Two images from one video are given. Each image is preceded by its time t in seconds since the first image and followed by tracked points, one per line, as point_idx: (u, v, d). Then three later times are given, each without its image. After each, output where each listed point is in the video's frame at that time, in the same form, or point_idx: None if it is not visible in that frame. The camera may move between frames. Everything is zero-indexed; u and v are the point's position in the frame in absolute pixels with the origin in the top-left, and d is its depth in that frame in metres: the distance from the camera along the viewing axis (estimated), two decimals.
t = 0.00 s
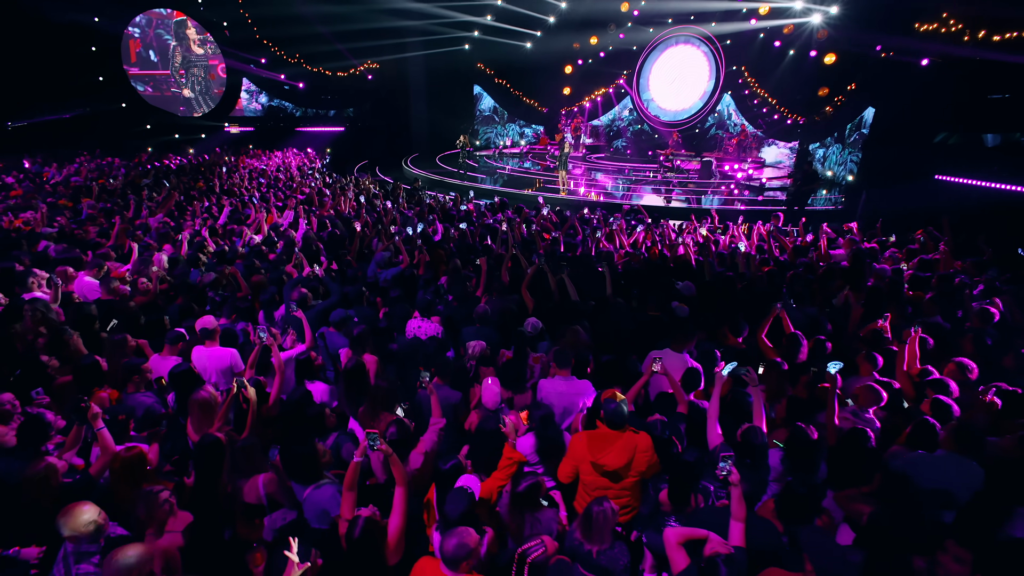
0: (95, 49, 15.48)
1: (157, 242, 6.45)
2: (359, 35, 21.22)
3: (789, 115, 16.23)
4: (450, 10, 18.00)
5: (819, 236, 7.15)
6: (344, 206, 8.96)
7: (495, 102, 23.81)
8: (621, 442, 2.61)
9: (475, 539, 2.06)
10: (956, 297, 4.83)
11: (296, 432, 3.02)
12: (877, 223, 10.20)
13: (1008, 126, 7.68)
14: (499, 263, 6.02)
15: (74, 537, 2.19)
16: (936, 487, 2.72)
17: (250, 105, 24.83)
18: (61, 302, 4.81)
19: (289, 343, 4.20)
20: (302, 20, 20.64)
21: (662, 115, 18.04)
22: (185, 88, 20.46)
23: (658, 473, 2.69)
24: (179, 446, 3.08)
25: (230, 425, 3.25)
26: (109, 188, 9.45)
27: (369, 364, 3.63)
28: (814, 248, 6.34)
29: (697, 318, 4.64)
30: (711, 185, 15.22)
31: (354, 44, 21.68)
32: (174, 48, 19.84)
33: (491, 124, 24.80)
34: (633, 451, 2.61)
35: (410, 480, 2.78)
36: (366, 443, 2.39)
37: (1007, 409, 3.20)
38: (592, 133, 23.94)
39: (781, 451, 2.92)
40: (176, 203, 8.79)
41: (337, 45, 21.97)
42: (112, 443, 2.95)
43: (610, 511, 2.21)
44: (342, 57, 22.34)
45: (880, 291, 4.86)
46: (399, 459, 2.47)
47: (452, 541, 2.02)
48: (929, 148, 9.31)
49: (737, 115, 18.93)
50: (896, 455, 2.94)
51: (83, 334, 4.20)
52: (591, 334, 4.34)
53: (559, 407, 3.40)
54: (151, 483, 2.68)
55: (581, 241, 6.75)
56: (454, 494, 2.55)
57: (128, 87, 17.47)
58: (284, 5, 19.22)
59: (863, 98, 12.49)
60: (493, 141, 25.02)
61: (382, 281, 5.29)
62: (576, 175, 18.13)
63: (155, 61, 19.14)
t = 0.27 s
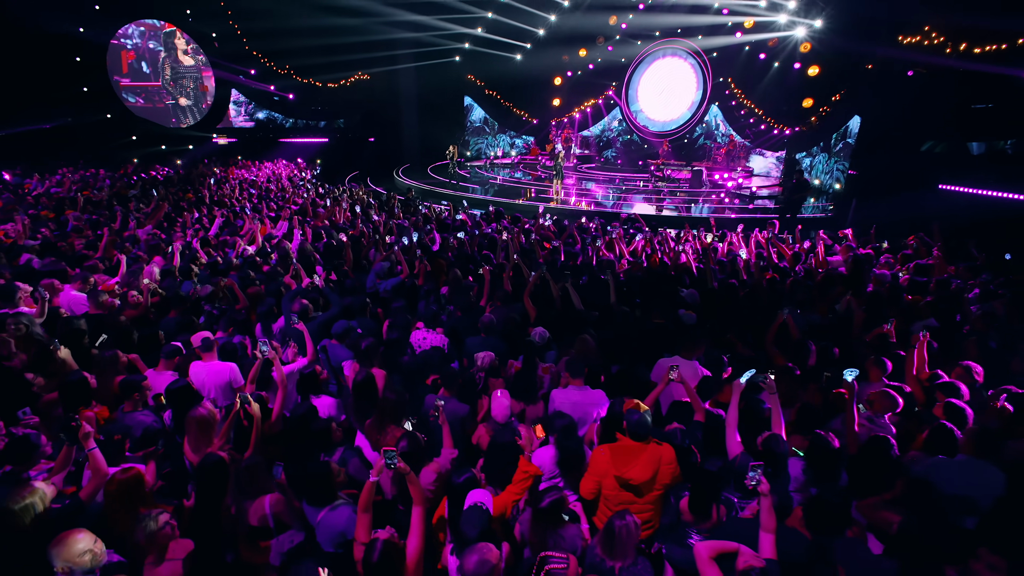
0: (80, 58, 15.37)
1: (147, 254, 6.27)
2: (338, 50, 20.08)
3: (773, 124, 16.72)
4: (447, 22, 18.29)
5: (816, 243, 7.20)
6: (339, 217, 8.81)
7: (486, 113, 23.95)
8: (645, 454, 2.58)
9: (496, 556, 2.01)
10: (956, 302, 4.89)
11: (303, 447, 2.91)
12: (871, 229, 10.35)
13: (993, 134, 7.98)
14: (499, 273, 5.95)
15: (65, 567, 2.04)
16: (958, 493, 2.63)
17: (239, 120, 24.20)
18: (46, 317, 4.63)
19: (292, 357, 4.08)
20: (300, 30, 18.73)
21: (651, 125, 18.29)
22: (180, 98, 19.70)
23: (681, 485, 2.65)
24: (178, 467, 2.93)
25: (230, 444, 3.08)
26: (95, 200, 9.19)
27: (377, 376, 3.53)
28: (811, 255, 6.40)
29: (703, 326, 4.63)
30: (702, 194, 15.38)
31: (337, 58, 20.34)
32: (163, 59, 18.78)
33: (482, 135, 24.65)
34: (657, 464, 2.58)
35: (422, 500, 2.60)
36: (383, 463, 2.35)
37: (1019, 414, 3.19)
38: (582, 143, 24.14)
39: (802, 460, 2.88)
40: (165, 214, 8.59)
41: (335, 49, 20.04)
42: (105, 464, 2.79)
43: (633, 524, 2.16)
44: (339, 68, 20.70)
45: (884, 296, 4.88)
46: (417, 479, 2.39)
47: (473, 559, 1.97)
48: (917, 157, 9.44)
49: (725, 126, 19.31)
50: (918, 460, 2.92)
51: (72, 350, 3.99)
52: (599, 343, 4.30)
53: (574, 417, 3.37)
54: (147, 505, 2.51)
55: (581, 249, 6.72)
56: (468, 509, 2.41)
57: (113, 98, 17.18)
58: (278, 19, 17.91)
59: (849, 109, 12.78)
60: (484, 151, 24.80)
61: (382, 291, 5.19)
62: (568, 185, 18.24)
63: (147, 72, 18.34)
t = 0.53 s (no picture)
0: (64, 69, 15.01)
1: (137, 266, 6.09)
2: (331, 62, 20.78)
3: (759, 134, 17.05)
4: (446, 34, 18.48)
5: (811, 250, 7.28)
6: (334, 227, 8.69)
7: (476, 124, 24.11)
8: (672, 465, 2.53)
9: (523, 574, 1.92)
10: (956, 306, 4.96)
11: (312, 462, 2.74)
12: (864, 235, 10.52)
13: (976, 142, 8.26)
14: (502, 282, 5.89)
15: None
16: (980, 499, 2.65)
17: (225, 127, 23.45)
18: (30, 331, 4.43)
19: (296, 371, 3.95)
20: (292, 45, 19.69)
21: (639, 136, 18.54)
22: (176, 109, 20.10)
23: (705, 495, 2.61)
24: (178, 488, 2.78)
25: (233, 463, 2.94)
26: (80, 211, 8.95)
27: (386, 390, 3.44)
28: (809, 262, 6.47)
29: (711, 333, 4.62)
30: (693, 203, 15.56)
31: (327, 71, 21.16)
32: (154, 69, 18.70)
33: (473, 146, 24.35)
34: (684, 475, 2.53)
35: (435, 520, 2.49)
36: (404, 479, 2.12)
37: None
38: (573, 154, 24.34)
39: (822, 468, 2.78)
40: (153, 225, 8.39)
41: (323, 60, 20.74)
42: (100, 486, 2.62)
43: (658, 538, 2.08)
44: (332, 81, 21.54)
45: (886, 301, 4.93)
46: (439, 497, 2.27)
47: None
48: (903, 165, 9.78)
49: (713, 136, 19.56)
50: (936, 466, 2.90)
51: (62, 366, 3.78)
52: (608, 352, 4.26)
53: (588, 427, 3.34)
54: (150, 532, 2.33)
55: (582, 258, 6.69)
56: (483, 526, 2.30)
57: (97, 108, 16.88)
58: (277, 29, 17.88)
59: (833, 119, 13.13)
60: (475, 162, 24.51)
61: (383, 302, 5.10)
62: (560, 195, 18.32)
63: (138, 84, 18.38)
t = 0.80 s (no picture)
0: (50, 82, 14.88)
1: (130, 280, 5.93)
2: (315, 78, 20.94)
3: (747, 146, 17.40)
4: (443, 48, 18.84)
5: (809, 259, 7.35)
6: (331, 240, 8.60)
7: (468, 138, 24.30)
8: (700, 477, 2.48)
9: None
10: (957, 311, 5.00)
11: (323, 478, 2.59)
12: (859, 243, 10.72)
13: (964, 153, 8.53)
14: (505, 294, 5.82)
15: None
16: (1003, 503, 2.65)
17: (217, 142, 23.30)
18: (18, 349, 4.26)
19: (301, 387, 3.85)
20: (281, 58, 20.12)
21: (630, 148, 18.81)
22: (169, 125, 20.43)
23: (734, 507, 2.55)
24: (182, 511, 2.64)
25: (240, 483, 2.82)
26: (68, 225, 8.75)
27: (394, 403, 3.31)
28: (808, 271, 6.55)
29: (719, 342, 4.62)
30: (686, 214, 15.75)
31: (319, 87, 21.14)
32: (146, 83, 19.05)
33: (466, 159, 24.65)
34: (711, 487, 2.49)
35: (457, 539, 2.31)
36: (431, 497, 2.01)
37: None
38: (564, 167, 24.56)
39: (845, 476, 2.79)
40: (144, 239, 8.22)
41: (307, 75, 20.89)
42: (100, 509, 2.47)
43: (691, 552, 2.01)
44: (323, 96, 21.70)
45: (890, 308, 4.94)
46: (465, 516, 2.13)
47: None
48: (893, 174, 10.10)
49: (702, 148, 19.60)
50: (958, 472, 2.89)
51: (56, 384, 3.67)
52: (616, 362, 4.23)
53: (604, 440, 3.29)
54: (160, 559, 2.20)
55: (582, 269, 6.69)
56: (509, 544, 2.14)
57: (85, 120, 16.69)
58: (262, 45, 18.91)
59: (820, 132, 13.44)
60: (466, 175, 24.68)
61: (386, 314, 5.00)
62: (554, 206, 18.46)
63: (133, 97, 18.64)
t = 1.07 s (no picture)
0: (37, 94, 14.60)
1: (125, 293, 5.77)
2: (311, 94, 20.47)
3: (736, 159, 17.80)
4: (440, 62, 19.13)
5: (807, 269, 7.44)
6: (329, 252, 8.52)
7: (461, 151, 24.46)
8: (728, 490, 2.44)
9: None
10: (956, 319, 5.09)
11: (338, 496, 2.46)
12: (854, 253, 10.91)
13: (950, 165, 8.82)
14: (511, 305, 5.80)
15: None
16: None
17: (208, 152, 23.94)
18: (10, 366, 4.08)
19: (310, 401, 3.75)
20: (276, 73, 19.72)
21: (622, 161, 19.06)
22: (161, 138, 20.15)
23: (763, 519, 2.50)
24: (191, 533, 2.52)
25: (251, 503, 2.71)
26: (56, 238, 8.53)
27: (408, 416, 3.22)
28: (807, 280, 6.64)
29: (728, 352, 4.62)
30: (679, 226, 15.95)
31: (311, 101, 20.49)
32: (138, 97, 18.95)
33: (458, 173, 24.89)
34: (740, 500, 2.44)
35: (485, 555, 2.23)
36: (466, 512, 1.93)
37: None
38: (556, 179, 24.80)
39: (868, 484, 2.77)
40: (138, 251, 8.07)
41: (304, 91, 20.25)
42: (106, 533, 2.33)
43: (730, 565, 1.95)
44: (316, 110, 20.92)
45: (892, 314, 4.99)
46: (497, 531, 2.06)
47: None
48: (883, 184, 10.44)
49: (693, 161, 20.02)
50: (978, 479, 2.89)
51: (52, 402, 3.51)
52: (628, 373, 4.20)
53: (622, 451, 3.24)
54: None
55: (586, 279, 6.70)
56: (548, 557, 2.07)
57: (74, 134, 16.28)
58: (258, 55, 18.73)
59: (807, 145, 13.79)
60: (459, 189, 25.02)
61: (392, 326, 4.93)
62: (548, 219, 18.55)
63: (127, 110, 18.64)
